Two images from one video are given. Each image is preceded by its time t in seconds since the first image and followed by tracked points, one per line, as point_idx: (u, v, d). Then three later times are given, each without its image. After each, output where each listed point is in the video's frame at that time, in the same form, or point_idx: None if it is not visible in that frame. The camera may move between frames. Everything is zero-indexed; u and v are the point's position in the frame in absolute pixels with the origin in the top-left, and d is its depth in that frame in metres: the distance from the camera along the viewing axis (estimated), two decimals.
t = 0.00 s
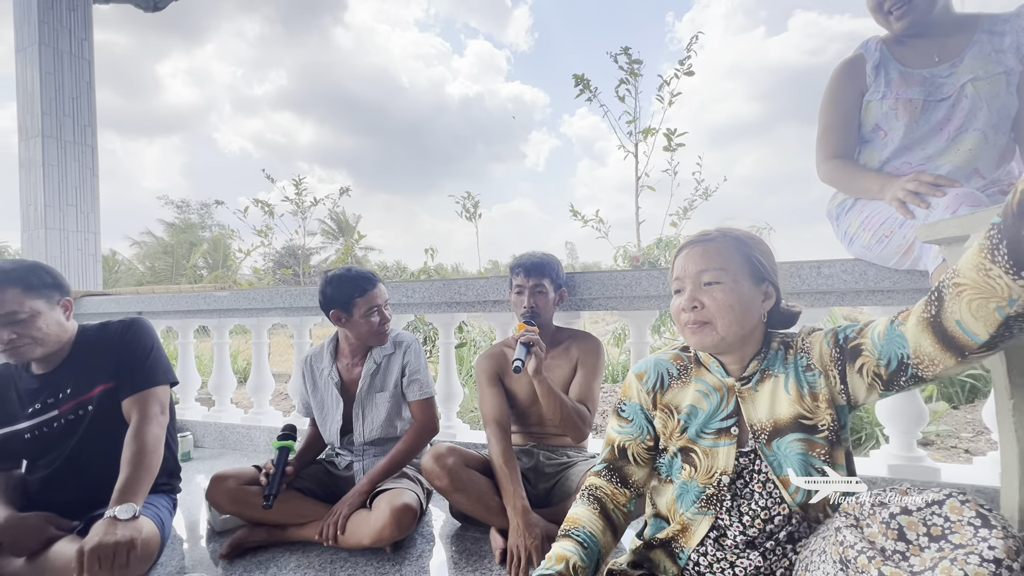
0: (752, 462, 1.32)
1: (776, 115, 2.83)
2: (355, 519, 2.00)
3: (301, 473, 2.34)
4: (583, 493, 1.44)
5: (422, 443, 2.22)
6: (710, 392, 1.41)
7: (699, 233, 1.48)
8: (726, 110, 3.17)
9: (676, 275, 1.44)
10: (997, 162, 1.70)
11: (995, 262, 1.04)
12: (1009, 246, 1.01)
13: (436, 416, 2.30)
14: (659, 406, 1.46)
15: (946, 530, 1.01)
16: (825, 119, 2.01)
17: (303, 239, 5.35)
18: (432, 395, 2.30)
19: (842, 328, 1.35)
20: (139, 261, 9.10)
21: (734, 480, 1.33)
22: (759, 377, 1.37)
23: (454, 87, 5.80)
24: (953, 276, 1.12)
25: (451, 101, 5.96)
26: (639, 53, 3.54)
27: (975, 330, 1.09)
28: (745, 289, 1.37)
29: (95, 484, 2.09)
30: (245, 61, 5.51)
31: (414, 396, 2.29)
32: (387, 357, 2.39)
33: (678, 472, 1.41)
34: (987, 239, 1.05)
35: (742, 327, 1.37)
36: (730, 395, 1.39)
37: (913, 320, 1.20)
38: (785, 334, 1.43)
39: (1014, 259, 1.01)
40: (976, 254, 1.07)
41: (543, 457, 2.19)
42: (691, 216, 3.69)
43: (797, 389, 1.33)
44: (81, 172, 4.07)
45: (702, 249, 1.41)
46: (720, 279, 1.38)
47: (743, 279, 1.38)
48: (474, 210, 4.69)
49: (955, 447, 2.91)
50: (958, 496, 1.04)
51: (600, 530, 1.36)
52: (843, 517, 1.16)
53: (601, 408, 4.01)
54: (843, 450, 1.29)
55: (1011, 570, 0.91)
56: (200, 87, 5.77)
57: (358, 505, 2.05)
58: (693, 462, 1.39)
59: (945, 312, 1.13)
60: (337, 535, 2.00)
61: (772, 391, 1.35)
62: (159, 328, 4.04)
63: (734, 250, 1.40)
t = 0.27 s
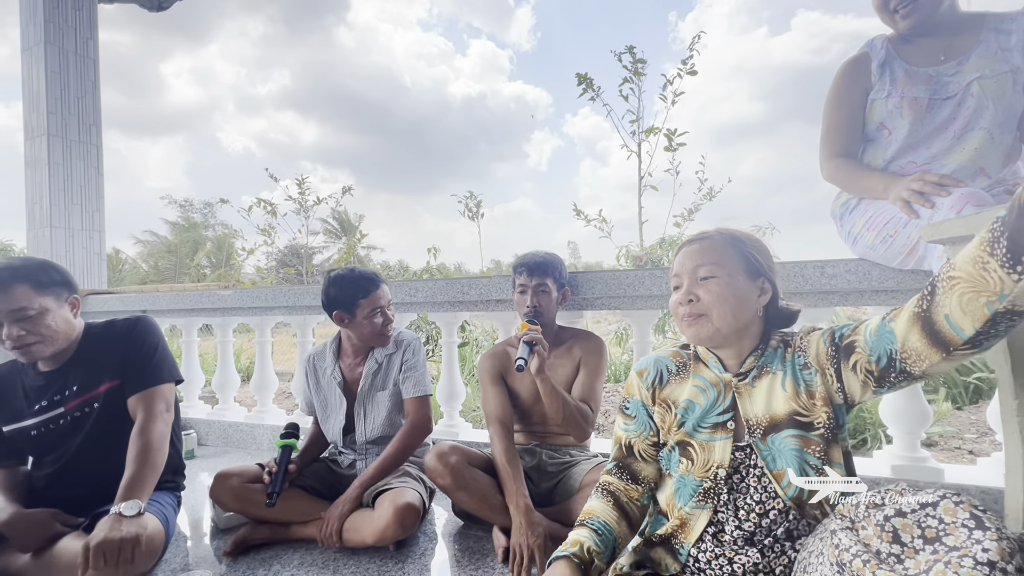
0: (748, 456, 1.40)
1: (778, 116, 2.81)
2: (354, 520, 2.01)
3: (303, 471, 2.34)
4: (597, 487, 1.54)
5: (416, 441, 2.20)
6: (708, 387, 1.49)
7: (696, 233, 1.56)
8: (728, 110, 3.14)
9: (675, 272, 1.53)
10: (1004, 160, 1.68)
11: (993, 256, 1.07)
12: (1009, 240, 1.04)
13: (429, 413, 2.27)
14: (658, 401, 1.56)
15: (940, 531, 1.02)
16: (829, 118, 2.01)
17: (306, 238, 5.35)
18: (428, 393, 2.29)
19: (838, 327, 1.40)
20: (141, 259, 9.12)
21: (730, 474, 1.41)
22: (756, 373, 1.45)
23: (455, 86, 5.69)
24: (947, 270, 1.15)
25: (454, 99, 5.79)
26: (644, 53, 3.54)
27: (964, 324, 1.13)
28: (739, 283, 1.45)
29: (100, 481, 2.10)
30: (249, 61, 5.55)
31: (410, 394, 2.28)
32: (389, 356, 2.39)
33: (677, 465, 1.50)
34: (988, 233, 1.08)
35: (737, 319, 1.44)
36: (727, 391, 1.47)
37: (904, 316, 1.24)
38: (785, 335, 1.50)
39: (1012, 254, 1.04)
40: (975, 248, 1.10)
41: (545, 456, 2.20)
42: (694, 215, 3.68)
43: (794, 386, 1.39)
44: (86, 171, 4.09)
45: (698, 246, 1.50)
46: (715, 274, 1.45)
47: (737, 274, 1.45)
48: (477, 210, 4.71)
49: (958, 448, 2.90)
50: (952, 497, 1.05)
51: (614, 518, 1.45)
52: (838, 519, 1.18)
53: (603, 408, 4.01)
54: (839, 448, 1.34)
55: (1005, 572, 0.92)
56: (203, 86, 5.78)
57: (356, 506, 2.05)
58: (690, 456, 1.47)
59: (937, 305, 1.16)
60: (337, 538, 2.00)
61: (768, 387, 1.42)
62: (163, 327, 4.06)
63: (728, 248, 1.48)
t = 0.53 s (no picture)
0: (741, 448, 1.45)
1: (778, 115, 2.82)
2: (354, 523, 2.00)
3: (306, 470, 2.34)
4: (612, 481, 1.62)
5: (420, 442, 2.21)
6: (702, 382, 1.54)
7: (688, 236, 1.61)
8: (731, 110, 3.12)
9: (669, 272, 1.57)
10: (1011, 160, 1.66)
11: (981, 257, 1.05)
12: (998, 241, 1.02)
13: (433, 413, 2.28)
14: (654, 395, 1.61)
15: (931, 536, 1.02)
16: (834, 117, 2.01)
17: (309, 238, 5.36)
18: (429, 394, 2.29)
19: (833, 325, 1.41)
20: (146, 259, 9.14)
21: (725, 465, 1.45)
22: (749, 368, 1.49)
23: (458, 86, 5.61)
24: (937, 269, 1.14)
25: (457, 98, 5.70)
26: (648, 52, 3.56)
27: (946, 323, 1.12)
28: (731, 280, 1.49)
29: (104, 479, 2.11)
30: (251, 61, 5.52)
31: (412, 395, 2.28)
32: (389, 357, 2.39)
33: (673, 457, 1.55)
34: (982, 234, 1.06)
35: (729, 314, 1.48)
36: (721, 386, 1.52)
37: (892, 315, 1.24)
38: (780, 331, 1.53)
39: (999, 256, 1.02)
40: (967, 249, 1.08)
41: (547, 456, 2.20)
42: (698, 215, 3.67)
43: (786, 380, 1.42)
44: (90, 170, 4.11)
45: (690, 246, 1.55)
46: (708, 271, 1.50)
47: (729, 272, 1.50)
48: (479, 209, 4.74)
49: (964, 449, 2.88)
50: (943, 501, 1.05)
51: (636, 509, 1.56)
52: (833, 524, 1.18)
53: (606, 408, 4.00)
54: (831, 442, 1.37)
55: None
56: (206, 86, 5.79)
57: (358, 507, 2.05)
58: (684, 447, 1.52)
59: (923, 304, 1.16)
60: (338, 539, 2.01)
61: (761, 381, 1.45)
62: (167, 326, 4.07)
63: (720, 247, 1.53)
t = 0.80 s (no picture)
0: (734, 438, 1.48)
1: (779, 115, 2.83)
2: (354, 522, 2.01)
3: (309, 468, 2.36)
4: (619, 477, 1.66)
5: (420, 442, 2.20)
6: (699, 376, 1.57)
7: (682, 240, 1.64)
8: (732, 109, 3.12)
9: (667, 276, 1.59)
10: (1015, 160, 1.65)
11: (975, 256, 1.05)
12: (993, 241, 1.03)
13: (433, 413, 2.28)
14: (655, 388, 1.66)
15: (923, 539, 1.02)
16: (836, 117, 2.01)
17: (311, 237, 5.37)
18: (430, 392, 2.30)
19: (831, 324, 1.40)
20: (148, 258, 9.16)
21: (719, 454, 1.48)
22: (742, 363, 1.51)
23: (457, 86, 5.71)
24: (930, 268, 1.14)
25: (458, 99, 5.79)
26: (650, 51, 3.54)
27: (936, 321, 1.12)
28: (727, 282, 1.52)
29: (107, 478, 2.11)
30: (254, 61, 5.52)
31: (413, 393, 2.29)
32: (390, 355, 2.40)
33: (671, 446, 1.59)
34: (977, 235, 1.06)
35: (727, 314, 1.51)
36: (717, 380, 1.54)
37: (884, 313, 1.24)
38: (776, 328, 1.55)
39: (992, 255, 1.03)
40: (961, 248, 1.09)
41: (549, 455, 2.19)
42: (699, 215, 3.67)
43: (777, 374, 1.44)
44: (93, 170, 4.12)
45: (685, 250, 1.57)
46: (705, 274, 1.52)
47: (724, 273, 1.53)
48: (482, 208, 4.72)
49: (967, 450, 2.88)
50: (935, 502, 1.05)
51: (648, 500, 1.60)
52: (826, 528, 1.18)
53: (607, 407, 4.00)
54: (822, 435, 1.38)
55: None
56: (209, 86, 5.81)
57: (359, 506, 2.05)
58: (680, 438, 1.56)
59: (914, 301, 1.15)
60: (340, 537, 2.02)
61: (754, 375, 1.48)
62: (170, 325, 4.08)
63: (714, 250, 1.55)
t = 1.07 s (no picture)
0: (736, 432, 1.50)
1: (780, 114, 2.83)
2: (355, 521, 2.01)
3: (310, 468, 2.37)
4: (627, 477, 1.68)
5: (421, 442, 2.20)
6: (708, 373, 1.59)
7: (692, 242, 1.64)
8: (733, 108, 3.11)
9: (678, 278, 1.60)
10: (1018, 159, 1.65)
11: (982, 257, 1.04)
12: (1000, 242, 1.02)
13: (434, 414, 2.28)
14: (664, 383, 1.68)
15: (919, 543, 1.02)
16: (838, 117, 2.00)
17: (312, 237, 5.37)
18: (433, 392, 2.30)
19: (839, 325, 1.40)
20: (149, 258, 9.17)
21: (721, 448, 1.51)
22: (750, 362, 1.51)
23: (458, 87, 5.71)
24: (936, 269, 1.13)
25: (459, 100, 5.80)
26: (650, 51, 3.52)
27: (943, 322, 1.11)
28: (738, 282, 1.52)
29: (108, 478, 2.11)
30: (255, 61, 5.49)
31: (416, 393, 2.29)
32: (393, 355, 2.40)
33: (676, 439, 1.61)
34: (984, 235, 1.05)
35: (739, 313, 1.51)
36: (724, 377, 1.56)
37: (891, 313, 1.23)
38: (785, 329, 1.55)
39: (999, 256, 1.02)
40: (968, 249, 1.08)
41: (550, 456, 2.19)
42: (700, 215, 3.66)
43: (782, 373, 1.44)
44: (95, 170, 4.13)
45: (695, 252, 1.58)
46: (715, 275, 1.52)
47: (735, 274, 1.53)
48: (484, 208, 4.67)
49: (969, 450, 2.87)
50: (929, 506, 1.04)
51: (654, 502, 1.61)
52: (822, 532, 1.17)
53: (609, 407, 4.00)
54: (825, 434, 1.38)
55: None
56: (211, 86, 5.82)
57: (359, 505, 2.06)
58: (685, 431, 1.58)
59: (923, 303, 1.14)
60: (342, 536, 2.02)
61: (758, 374, 1.48)
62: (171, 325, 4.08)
63: (723, 251, 1.55)
